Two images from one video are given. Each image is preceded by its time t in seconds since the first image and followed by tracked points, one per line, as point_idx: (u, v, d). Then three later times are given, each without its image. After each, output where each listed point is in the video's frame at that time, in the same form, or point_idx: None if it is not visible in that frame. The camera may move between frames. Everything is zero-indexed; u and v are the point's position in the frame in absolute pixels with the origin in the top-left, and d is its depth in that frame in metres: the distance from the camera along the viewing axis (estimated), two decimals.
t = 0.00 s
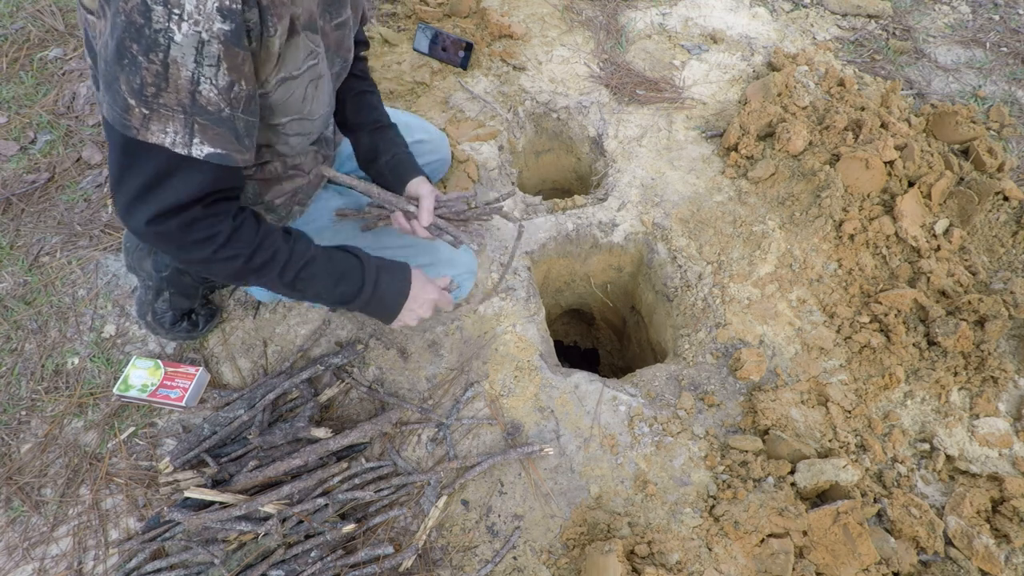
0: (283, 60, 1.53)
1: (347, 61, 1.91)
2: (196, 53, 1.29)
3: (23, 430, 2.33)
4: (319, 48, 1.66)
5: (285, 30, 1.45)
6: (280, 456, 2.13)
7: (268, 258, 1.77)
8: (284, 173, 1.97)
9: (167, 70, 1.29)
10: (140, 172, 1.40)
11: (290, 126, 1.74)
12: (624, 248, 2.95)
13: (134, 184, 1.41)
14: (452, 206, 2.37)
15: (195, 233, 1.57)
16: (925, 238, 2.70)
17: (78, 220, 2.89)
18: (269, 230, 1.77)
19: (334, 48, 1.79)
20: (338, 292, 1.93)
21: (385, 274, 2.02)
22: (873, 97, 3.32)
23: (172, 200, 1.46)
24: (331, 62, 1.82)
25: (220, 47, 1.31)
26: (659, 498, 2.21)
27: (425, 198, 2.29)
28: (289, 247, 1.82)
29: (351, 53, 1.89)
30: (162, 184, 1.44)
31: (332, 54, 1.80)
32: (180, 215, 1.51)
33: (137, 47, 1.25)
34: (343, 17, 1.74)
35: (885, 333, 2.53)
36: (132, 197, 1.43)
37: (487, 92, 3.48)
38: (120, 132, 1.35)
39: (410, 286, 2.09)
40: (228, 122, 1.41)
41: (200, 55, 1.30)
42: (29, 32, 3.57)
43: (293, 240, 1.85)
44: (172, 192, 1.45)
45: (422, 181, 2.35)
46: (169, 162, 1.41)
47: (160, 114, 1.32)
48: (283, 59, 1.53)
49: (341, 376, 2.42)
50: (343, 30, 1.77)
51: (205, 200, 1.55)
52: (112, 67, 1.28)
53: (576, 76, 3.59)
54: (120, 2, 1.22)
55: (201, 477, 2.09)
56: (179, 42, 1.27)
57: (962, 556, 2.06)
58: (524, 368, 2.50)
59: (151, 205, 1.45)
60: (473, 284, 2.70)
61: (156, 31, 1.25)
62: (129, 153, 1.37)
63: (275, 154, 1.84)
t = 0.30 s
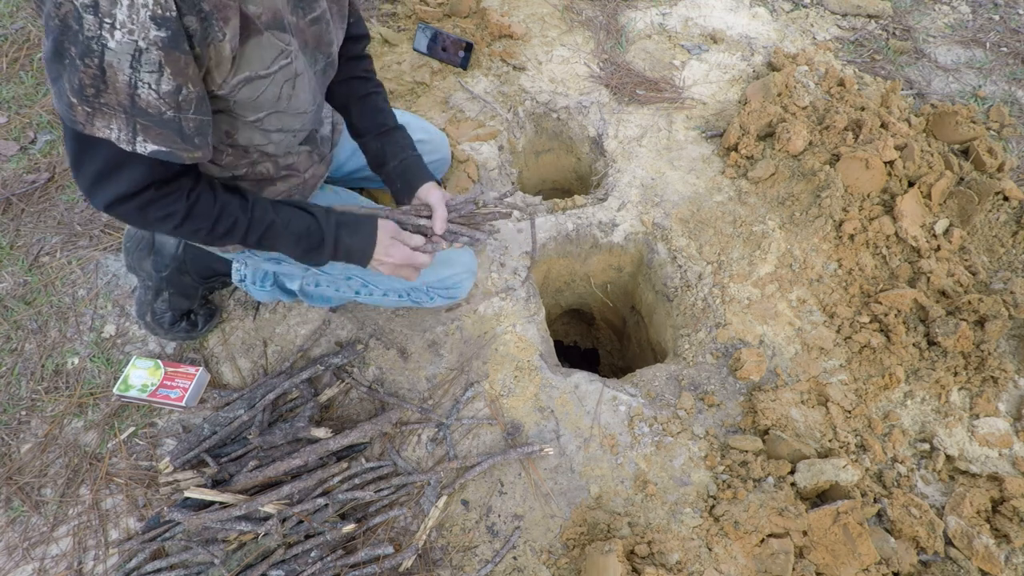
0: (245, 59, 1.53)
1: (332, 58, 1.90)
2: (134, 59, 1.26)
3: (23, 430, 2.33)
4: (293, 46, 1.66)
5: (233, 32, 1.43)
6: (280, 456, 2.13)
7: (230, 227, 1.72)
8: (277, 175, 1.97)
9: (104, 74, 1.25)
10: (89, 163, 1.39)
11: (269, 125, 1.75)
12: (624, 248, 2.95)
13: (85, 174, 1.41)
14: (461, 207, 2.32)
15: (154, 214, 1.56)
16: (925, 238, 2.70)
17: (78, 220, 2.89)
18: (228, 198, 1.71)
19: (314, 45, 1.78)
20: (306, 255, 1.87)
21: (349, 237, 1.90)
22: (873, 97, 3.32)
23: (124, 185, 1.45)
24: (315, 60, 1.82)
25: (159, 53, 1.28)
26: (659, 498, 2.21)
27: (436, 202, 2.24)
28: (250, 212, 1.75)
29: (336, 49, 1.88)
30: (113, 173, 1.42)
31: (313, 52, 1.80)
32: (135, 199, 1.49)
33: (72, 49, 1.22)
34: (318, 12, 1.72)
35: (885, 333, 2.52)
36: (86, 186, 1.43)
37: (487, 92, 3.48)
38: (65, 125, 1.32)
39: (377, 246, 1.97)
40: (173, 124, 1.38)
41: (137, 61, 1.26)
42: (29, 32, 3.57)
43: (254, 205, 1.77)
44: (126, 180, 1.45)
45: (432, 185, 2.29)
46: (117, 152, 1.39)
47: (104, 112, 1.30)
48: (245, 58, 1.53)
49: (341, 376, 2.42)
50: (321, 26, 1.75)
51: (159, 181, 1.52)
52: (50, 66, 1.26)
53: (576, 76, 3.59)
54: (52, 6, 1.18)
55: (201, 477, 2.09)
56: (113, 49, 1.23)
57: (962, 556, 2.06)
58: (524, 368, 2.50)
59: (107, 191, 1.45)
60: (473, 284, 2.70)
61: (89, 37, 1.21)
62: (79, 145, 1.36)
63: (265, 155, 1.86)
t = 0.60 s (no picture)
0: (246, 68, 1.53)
1: (330, 66, 1.90)
2: (143, 69, 1.27)
3: (23, 430, 2.33)
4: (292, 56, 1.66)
5: (236, 45, 1.42)
6: (280, 456, 2.13)
7: (242, 223, 1.71)
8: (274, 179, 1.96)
9: (116, 85, 1.27)
10: (103, 168, 1.42)
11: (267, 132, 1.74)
12: (624, 248, 2.95)
13: (99, 178, 1.44)
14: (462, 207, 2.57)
15: (168, 215, 1.58)
16: (925, 238, 2.70)
17: (78, 220, 2.89)
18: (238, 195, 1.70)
19: (312, 54, 1.78)
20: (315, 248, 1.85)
21: (354, 224, 1.88)
22: (873, 97, 3.32)
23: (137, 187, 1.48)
24: (313, 67, 1.82)
25: (167, 62, 1.29)
26: (659, 498, 2.21)
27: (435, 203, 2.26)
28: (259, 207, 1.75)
29: (334, 56, 1.88)
30: (128, 175, 1.46)
31: (310, 60, 1.80)
32: (148, 201, 1.52)
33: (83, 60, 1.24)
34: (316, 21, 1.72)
35: (885, 333, 2.53)
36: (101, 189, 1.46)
37: (487, 92, 3.48)
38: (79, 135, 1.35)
39: (380, 233, 1.95)
40: (184, 129, 1.39)
41: (147, 71, 1.28)
42: (29, 32, 3.56)
43: (263, 199, 1.77)
44: (140, 183, 1.48)
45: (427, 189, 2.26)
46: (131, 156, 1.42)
47: (116, 121, 1.31)
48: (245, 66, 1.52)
49: (341, 376, 2.42)
50: (319, 35, 1.75)
51: (172, 182, 1.54)
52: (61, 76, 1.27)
53: (576, 76, 3.59)
54: (62, 21, 1.19)
55: (201, 477, 2.09)
56: (124, 60, 1.25)
57: (962, 556, 2.06)
58: (524, 368, 2.50)
59: (122, 193, 1.48)
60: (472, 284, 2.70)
61: (99, 50, 1.22)
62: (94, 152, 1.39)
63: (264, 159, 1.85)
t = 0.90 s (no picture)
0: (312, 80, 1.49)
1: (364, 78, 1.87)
2: (242, 80, 1.29)
3: (23, 430, 2.33)
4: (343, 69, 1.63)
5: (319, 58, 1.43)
6: (280, 456, 2.13)
7: (287, 242, 1.71)
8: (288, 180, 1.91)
9: (212, 93, 1.28)
10: (170, 172, 1.37)
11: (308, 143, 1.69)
12: (624, 248, 2.95)
13: (163, 180, 1.38)
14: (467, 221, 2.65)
15: (219, 225, 1.54)
16: (925, 238, 2.70)
17: (78, 220, 2.89)
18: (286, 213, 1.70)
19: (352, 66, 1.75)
20: (355, 274, 1.88)
21: (393, 254, 1.96)
22: (873, 97, 3.32)
23: (200, 195, 1.43)
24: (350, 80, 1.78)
25: (263, 75, 1.31)
26: (659, 498, 2.21)
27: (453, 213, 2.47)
28: (306, 227, 1.76)
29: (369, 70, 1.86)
30: (192, 182, 1.41)
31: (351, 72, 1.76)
32: (206, 209, 1.47)
33: (187, 69, 1.24)
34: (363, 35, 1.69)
35: (885, 333, 2.52)
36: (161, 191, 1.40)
37: (487, 92, 3.48)
38: (156, 137, 1.31)
39: (415, 262, 2.04)
40: (263, 139, 1.41)
41: (245, 82, 1.30)
42: (29, 32, 3.56)
43: (309, 220, 1.78)
44: (204, 193, 1.44)
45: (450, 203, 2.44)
46: (203, 165, 1.38)
47: (201, 127, 1.31)
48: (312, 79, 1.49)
49: (341, 376, 2.42)
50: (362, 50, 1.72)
51: (232, 194, 1.51)
52: (154, 80, 1.25)
53: (576, 76, 3.59)
54: (174, 29, 1.20)
55: (201, 477, 2.09)
56: (227, 71, 1.27)
57: (962, 556, 2.06)
58: (524, 368, 2.50)
59: (181, 200, 1.43)
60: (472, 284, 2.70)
61: (207, 60, 1.24)
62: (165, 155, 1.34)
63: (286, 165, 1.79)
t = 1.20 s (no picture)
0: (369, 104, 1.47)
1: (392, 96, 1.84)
2: (328, 104, 1.30)
3: (23, 430, 2.33)
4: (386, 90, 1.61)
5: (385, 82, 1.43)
6: (280, 456, 2.13)
7: (335, 260, 1.72)
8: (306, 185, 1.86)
9: (297, 115, 1.28)
10: (237, 193, 1.35)
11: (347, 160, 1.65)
12: (624, 248, 2.94)
13: (228, 201, 1.36)
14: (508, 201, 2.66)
15: (274, 242, 1.54)
16: (925, 238, 2.70)
17: (78, 220, 2.89)
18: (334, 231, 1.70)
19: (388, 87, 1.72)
20: (395, 288, 1.91)
21: (434, 269, 1.99)
22: (874, 97, 3.32)
23: (262, 216, 1.43)
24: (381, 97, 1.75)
25: (345, 99, 1.32)
26: (659, 498, 2.21)
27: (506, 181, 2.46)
28: (353, 246, 1.76)
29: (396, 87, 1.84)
30: (256, 204, 1.40)
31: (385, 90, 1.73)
32: (264, 228, 1.46)
33: (278, 92, 1.23)
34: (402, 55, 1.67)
35: (885, 333, 2.52)
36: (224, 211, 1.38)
37: (487, 92, 3.48)
38: (228, 157, 1.30)
39: (455, 271, 2.08)
40: (333, 158, 1.42)
41: (329, 106, 1.31)
42: (29, 32, 3.56)
43: (355, 238, 1.78)
44: (266, 214, 1.43)
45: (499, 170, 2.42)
46: (270, 186, 1.37)
47: (279, 147, 1.30)
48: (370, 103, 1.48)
49: (341, 376, 2.42)
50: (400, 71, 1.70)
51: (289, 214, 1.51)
52: (240, 101, 1.23)
53: (576, 76, 3.58)
54: (273, 53, 1.19)
55: (201, 477, 2.09)
56: (316, 95, 1.27)
57: (962, 556, 2.06)
58: (524, 368, 2.50)
59: (242, 220, 1.41)
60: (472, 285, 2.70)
61: (301, 84, 1.24)
62: (234, 175, 1.32)
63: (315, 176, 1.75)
